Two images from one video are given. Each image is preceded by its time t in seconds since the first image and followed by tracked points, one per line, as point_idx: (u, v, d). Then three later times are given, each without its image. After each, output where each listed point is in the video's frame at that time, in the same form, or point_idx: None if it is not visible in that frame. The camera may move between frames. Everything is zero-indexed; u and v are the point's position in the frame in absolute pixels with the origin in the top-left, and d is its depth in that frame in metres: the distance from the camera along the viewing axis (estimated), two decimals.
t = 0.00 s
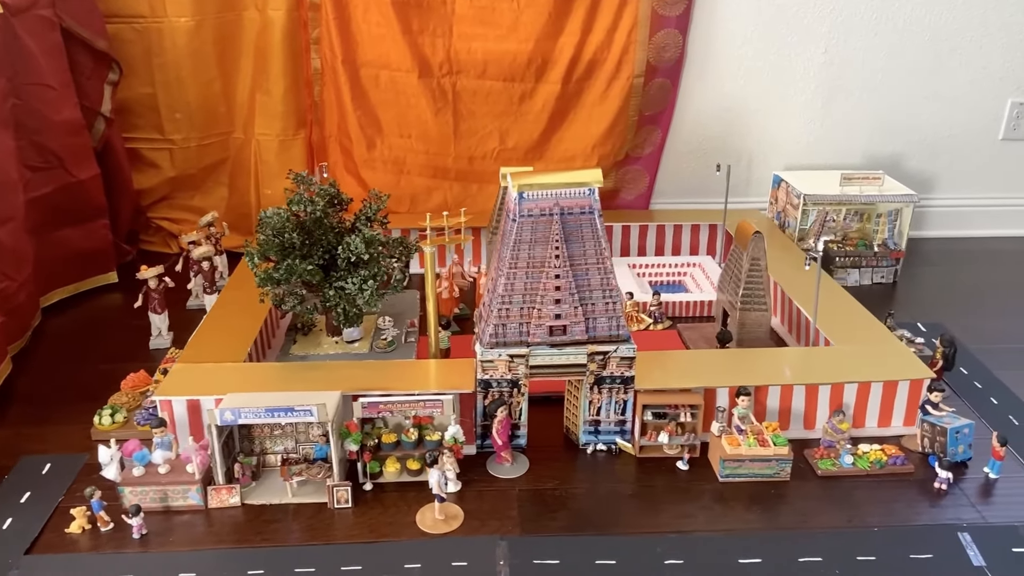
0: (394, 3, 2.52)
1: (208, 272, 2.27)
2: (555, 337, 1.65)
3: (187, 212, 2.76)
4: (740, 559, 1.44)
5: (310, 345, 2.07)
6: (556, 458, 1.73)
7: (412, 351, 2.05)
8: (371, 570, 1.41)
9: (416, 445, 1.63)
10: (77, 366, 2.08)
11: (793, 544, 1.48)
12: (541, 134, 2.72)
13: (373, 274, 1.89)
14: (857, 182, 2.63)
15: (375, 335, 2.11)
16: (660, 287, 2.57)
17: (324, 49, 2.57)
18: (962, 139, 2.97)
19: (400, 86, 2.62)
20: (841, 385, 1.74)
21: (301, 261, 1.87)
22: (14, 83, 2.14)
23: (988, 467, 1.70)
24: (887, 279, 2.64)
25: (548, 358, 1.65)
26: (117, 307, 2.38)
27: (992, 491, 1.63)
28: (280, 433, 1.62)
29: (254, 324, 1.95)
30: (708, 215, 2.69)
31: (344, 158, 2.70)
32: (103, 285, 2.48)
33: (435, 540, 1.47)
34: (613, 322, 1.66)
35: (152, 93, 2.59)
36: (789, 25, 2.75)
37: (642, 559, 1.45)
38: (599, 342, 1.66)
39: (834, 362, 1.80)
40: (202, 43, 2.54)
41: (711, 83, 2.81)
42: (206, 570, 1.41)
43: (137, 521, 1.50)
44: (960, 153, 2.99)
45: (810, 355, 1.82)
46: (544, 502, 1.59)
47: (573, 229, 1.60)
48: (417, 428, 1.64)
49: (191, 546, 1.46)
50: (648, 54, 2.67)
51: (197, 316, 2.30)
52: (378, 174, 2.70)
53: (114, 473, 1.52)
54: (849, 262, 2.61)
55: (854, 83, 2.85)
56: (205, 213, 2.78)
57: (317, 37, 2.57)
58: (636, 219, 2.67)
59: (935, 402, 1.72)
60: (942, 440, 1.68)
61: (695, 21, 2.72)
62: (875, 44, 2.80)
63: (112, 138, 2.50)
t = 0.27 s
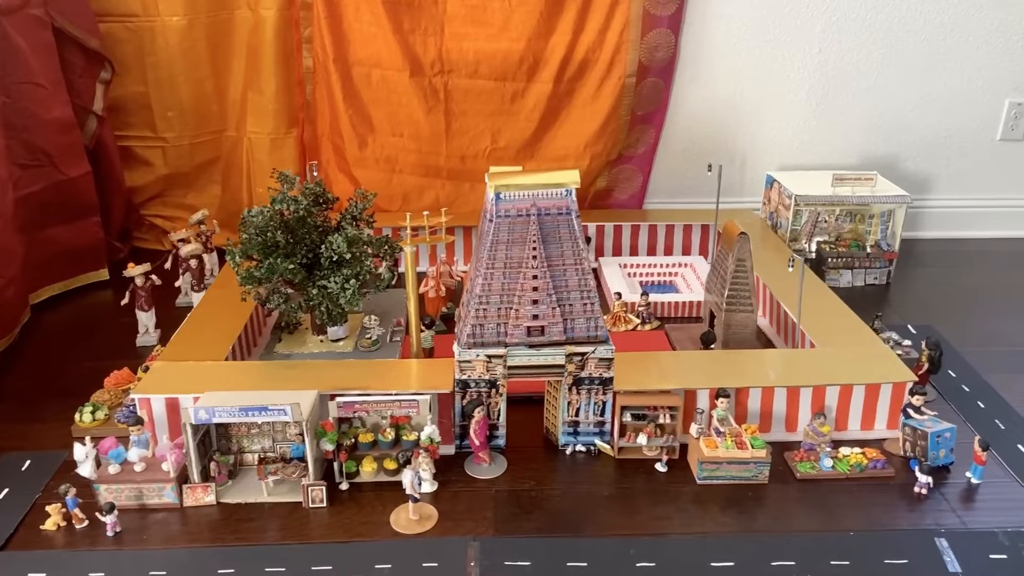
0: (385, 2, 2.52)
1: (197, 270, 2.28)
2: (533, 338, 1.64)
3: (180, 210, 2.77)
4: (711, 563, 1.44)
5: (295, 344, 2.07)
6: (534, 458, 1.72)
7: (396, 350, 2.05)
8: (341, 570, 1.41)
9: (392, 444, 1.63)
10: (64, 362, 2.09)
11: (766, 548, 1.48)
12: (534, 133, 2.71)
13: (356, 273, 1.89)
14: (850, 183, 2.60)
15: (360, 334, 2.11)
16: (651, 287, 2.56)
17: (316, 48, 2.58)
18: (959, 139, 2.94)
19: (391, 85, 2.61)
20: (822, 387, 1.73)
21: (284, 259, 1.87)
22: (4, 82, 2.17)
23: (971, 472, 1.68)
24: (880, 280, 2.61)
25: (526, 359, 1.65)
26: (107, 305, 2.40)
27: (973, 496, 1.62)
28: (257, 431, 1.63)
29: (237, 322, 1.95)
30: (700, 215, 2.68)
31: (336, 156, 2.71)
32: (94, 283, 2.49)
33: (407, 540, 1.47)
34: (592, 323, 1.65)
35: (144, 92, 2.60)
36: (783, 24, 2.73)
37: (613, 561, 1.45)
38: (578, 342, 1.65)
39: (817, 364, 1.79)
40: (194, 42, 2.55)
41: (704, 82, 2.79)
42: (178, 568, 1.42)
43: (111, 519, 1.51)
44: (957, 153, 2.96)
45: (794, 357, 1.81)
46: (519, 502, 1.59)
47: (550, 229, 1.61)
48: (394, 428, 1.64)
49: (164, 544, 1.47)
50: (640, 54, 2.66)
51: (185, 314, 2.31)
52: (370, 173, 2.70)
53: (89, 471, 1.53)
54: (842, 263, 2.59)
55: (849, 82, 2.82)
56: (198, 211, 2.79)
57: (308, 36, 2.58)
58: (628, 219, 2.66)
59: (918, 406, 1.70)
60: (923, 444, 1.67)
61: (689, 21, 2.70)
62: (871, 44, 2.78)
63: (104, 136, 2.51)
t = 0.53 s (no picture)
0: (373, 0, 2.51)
1: (183, 268, 2.29)
2: (510, 338, 1.63)
3: (169, 208, 2.77)
4: (685, 566, 1.43)
5: (278, 342, 2.06)
6: (513, 459, 1.72)
7: (379, 349, 2.04)
8: (313, 570, 1.41)
9: (369, 445, 1.63)
10: (47, 360, 2.09)
11: (742, 550, 1.47)
12: (523, 132, 2.71)
13: (337, 272, 1.89)
14: (839, 184, 2.58)
15: (344, 332, 2.10)
16: (640, 287, 2.55)
17: (304, 46, 2.58)
18: (953, 140, 2.92)
19: (380, 83, 2.61)
20: (805, 390, 1.72)
21: (265, 258, 1.87)
22: None
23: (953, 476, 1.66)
24: (871, 282, 2.60)
25: (504, 359, 1.64)
26: (94, 302, 2.40)
27: (953, 500, 1.60)
28: (234, 430, 1.63)
29: (219, 321, 1.95)
30: (690, 215, 2.67)
31: (325, 155, 2.70)
32: (82, 280, 2.49)
33: (381, 541, 1.47)
34: (570, 323, 1.64)
35: (133, 89, 2.60)
36: (774, 24, 2.72)
37: (587, 563, 1.44)
38: (556, 343, 1.65)
39: (799, 365, 1.77)
40: (182, 40, 2.55)
41: (695, 81, 2.78)
42: (151, 567, 1.41)
43: (85, 517, 1.51)
44: (951, 154, 2.94)
45: (777, 358, 1.79)
46: (496, 503, 1.58)
47: (527, 229, 1.61)
48: (371, 428, 1.64)
49: (137, 543, 1.47)
50: (630, 53, 2.65)
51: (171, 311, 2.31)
52: (360, 171, 2.70)
53: (64, 468, 1.54)
54: (832, 264, 2.58)
55: (841, 82, 2.81)
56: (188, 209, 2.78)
57: (297, 34, 2.57)
58: (618, 219, 2.65)
59: (899, 408, 1.69)
60: (904, 447, 1.65)
61: (679, 20, 2.69)
62: (864, 43, 2.76)
63: (92, 133, 2.51)
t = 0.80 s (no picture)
0: None
1: (168, 266, 2.29)
2: (488, 337, 1.62)
3: (158, 206, 2.76)
4: (660, 568, 1.42)
5: (260, 342, 2.05)
6: (492, 460, 1.70)
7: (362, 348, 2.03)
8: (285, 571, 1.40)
9: (345, 446, 1.61)
10: (30, 357, 2.08)
11: (718, 553, 1.45)
12: (512, 131, 2.69)
13: (319, 271, 1.88)
14: (829, 183, 2.56)
15: (327, 332, 2.09)
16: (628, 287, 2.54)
17: (292, 44, 2.57)
18: (946, 141, 2.90)
19: (368, 82, 2.60)
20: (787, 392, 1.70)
21: (246, 256, 1.86)
22: None
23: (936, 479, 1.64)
24: (862, 283, 2.58)
25: (481, 359, 1.63)
26: (80, 299, 2.39)
27: (935, 504, 1.58)
28: (210, 429, 1.62)
29: (199, 320, 1.94)
30: (679, 216, 2.65)
31: (314, 153, 2.69)
32: (68, 278, 2.49)
33: (354, 542, 1.46)
34: (548, 323, 1.64)
35: (121, 87, 2.60)
36: (765, 23, 2.70)
37: (561, 565, 1.43)
38: (534, 343, 1.64)
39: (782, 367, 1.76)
40: (171, 38, 2.54)
41: (686, 81, 2.77)
42: (122, 566, 1.40)
43: (59, 515, 1.50)
44: (945, 155, 2.92)
45: (761, 359, 1.77)
46: (472, 504, 1.57)
47: (505, 228, 1.62)
48: (347, 428, 1.62)
49: (110, 542, 1.46)
50: (619, 52, 2.63)
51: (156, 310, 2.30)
52: (348, 170, 2.69)
53: (37, 467, 1.53)
54: (823, 265, 2.56)
55: (833, 82, 2.79)
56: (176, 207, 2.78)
57: (285, 32, 2.56)
58: (607, 219, 2.64)
59: (882, 411, 1.67)
60: (886, 450, 1.64)
61: (670, 19, 2.68)
62: (856, 43, 2.74)
63: (80, 131, 2.51)
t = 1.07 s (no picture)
0: None
1: (152, 265, 2.25)
2: (466, 337, 1.59)
3: (147, 204, 2.75)
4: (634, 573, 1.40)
5: (242, 341, 2.03)
6: (470, 461, 1.69)
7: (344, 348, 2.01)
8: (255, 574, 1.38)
9: (320, 446, 1.60)
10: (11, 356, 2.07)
11: (694, 557, 1.43)
12: (502, 130, 2.68)
13: (299, 269, 1.86)
14: (821, 183, 2.55)
15: (310, 331, 2.08)
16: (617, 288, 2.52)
17: (281, 42, 2.55)
18: (941, 140, 2.88)
19: (357, 79, 2.58)
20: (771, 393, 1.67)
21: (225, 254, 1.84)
22: None
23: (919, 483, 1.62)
24: (853, 284, 2.55)
25: (460, 359, 1.60)
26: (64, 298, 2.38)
27: (917, 509, 1.56)
28: (185, 429, 1.61)
29: (178, 319, 1.92)
30: (669, 215, 2.63)
31: (303, 152, 2.68)
32: (54, 277, 2.48)
33: (325, 544, 1.44)
34: (527, 322, 1.61)
35: (109, 85, 2.59)
36: (757, 21, 2.68)
37: (534, 568, 1.41)
38: (513, 343, 1.61)
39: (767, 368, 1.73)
40: (159, 35, 2.53)
41: (678, 79, 2.75)
42: (91, 568, 1.39)
43: (30, 515, 1.49)
44: (940, 155, 2.90)
45: (745, 361, 1.75)
46: (448, 506, 1.55)
47: (483, 225, 1.66)
48: (322, 428, 1.61)
49: (80, 543, 1.45)
50: (610, 49, 2.61)
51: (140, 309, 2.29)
52: (337, 169, 2.67)
53: (9, 466, 1.52)
54: (813, 266, 2.54)
55: (826, 81, 2.77)
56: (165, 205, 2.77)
57: (273, 29, 2.54)
58: (597, 218, 2.62)
59: (865, 414, 1.65)
60: (868, 453, 1.61)
61: (661, 17, 2.65)
62: (850, 41, 2.72)
63: (68, 129, 2.50)
